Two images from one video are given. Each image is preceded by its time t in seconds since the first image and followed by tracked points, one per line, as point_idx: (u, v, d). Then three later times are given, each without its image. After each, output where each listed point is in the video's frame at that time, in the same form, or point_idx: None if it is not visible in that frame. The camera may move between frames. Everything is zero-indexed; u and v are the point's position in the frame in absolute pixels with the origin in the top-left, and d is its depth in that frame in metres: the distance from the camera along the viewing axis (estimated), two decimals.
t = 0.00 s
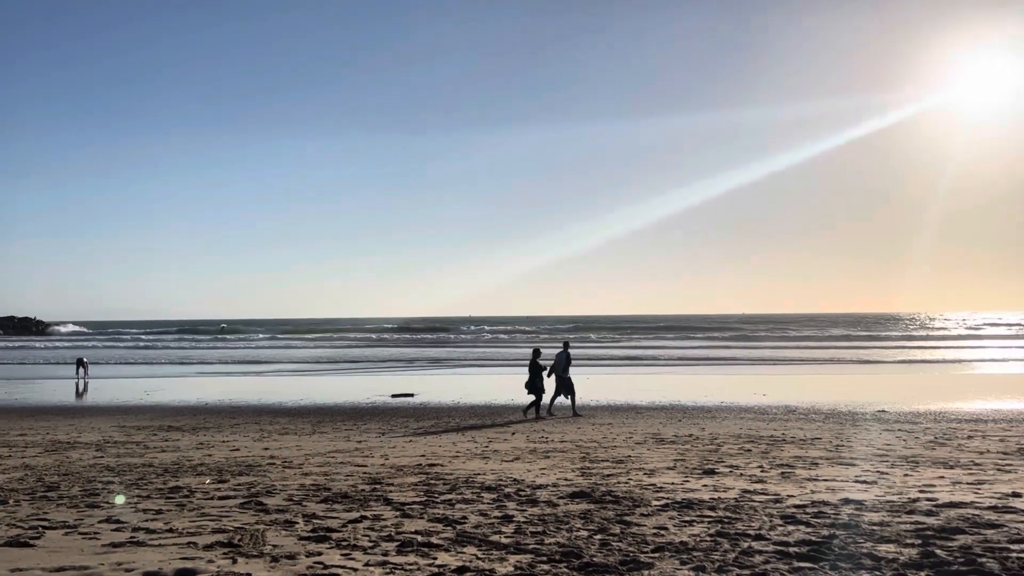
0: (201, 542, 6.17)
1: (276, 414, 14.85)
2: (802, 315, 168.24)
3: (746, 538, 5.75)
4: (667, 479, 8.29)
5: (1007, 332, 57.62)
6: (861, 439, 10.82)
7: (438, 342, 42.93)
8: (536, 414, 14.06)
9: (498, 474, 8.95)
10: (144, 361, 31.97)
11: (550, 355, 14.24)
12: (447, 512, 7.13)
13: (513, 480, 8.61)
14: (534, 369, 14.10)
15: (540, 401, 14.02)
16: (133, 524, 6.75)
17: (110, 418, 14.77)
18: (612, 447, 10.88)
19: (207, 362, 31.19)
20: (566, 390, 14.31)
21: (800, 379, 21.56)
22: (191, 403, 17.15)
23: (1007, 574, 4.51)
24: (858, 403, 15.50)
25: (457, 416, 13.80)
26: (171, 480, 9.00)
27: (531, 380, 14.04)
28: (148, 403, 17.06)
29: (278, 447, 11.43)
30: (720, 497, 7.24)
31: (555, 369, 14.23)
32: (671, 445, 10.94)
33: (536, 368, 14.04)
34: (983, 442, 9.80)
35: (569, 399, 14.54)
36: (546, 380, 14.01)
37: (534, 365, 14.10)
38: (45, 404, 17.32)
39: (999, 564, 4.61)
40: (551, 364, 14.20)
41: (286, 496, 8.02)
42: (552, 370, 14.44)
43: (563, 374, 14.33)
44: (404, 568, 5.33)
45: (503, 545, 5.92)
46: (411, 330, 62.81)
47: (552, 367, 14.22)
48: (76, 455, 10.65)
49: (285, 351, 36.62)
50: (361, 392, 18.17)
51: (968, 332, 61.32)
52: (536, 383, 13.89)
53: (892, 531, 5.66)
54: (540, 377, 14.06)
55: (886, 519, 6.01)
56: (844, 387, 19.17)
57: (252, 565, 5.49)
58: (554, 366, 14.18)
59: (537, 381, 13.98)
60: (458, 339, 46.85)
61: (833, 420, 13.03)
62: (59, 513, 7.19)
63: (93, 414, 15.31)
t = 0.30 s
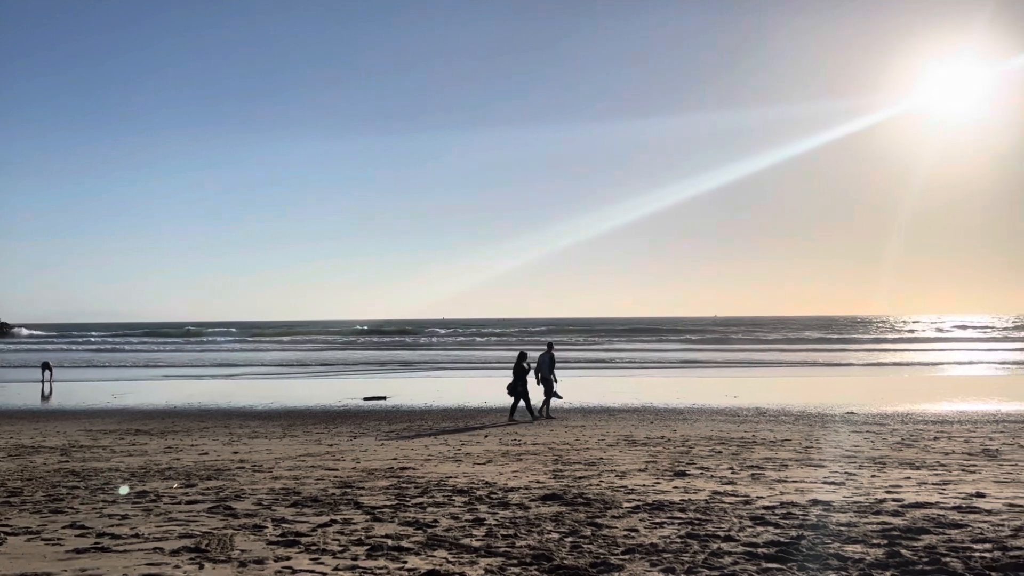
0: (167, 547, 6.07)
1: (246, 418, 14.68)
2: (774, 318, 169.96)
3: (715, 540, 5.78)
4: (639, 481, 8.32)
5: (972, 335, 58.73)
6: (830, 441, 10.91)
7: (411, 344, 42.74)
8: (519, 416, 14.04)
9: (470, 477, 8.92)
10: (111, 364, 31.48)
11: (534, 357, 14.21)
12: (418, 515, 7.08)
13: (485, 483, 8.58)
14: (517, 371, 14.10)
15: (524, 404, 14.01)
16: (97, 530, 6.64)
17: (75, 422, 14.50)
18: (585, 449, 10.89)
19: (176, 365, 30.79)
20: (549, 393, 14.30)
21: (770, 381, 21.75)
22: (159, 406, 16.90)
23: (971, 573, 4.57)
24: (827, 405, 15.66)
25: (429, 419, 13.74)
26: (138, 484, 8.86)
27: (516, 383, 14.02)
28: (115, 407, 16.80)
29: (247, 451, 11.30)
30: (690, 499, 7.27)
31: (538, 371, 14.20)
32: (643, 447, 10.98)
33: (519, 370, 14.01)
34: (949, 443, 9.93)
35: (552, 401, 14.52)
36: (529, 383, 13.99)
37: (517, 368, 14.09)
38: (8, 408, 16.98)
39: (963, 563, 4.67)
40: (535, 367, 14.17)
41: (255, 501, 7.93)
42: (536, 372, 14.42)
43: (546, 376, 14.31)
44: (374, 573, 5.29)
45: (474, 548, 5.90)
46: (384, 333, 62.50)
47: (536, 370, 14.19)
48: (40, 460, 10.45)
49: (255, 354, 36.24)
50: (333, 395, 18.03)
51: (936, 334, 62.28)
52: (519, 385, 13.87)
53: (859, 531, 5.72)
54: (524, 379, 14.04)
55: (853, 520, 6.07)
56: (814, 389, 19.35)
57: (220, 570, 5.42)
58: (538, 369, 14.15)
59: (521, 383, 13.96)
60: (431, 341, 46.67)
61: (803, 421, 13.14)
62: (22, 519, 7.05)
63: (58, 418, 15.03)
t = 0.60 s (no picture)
0: (136, 552, 5.99)
1: (218, 421, 14.54)
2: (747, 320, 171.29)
3: (687, 541, 5.81)
4: (613, 483, 8.34)
5: (940, 337, 59.61)
6: (801, 442, 11.02)
7: (386, 347, 42.60)
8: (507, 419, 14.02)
9: (444, 480, 8.89)
10: (80, 367, 31.03)
11: (522, 360, 14.21)
12: (391, 519, 7.05)
13: (459, 485, 8.57)
14: (506, 374, 14.07)
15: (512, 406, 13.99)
16: (63, 535, 6.54)
17: (42, 425, 14.28)
18: (559, 451, 10.90)
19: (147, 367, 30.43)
20: (535, 395, 14.30)
21: (743, 383, 21.93)
22: (129, 410, 16.69)
23: (937, 572, 4.62)
24: (799, 406, 15.81)
25: (404, 422, 13.70)
26: (107, 489, 8.73)
27: (504, 385, 13.99)
28: (84, 410, 16.56)
29: (219, 455, 11.19)
30: (664, 500, 7.30)
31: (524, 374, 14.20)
32: (617, 449, 11.02)
33: (508, 372, 14.00)
34: (918, 444, 10.05)
35: (537, 403, 14.53)
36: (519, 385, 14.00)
37: (506, 370, 14.07)
38: None
39: (930, 562, 4.73)
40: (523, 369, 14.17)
41: (226, 505, 7.85)
42: (522, 374, 14.41)
43: (532, 378, 14.31)
44: None
45: (447, 551, 5.88)
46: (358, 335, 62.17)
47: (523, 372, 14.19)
48: (6, 464, 10.28)
49: (228, 357, 35.89)
50: (306, 398, 17.91)
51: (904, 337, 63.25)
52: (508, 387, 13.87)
53: (829, 531, 5.78)
54: (513, 381, 14.04)
55: (823, 520, 6.13)
56: (786, 391, 19.53)
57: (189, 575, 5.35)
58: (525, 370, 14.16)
59: (510, 386, 13.95)
60: (406, 343, 46.51)
61: (775, 423, 13.25)
62: None
63: (25, 422, 14.79)
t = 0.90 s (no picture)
0: (104, 558, 5.91)
1: (191, 425, 14.36)
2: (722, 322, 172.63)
3: (661, 542, 5.83)
4: (588, 485, 8.35)
5: (910, 340, 60.49)
6: (775, 443, 11.10)
7: (362, 350, 42.39)
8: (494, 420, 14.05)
9: (420, 483, 8.85)
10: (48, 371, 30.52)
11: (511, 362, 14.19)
12: (365, 522, 7.00)
13: (434, 488, 8.53)
14: (494, 375, 14.06)
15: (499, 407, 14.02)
16: (30, 541, 6.42)
17: (10, 430, 14.03)
18: (535, 454, 10.89)
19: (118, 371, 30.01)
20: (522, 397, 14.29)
21: (718, 385, 22.08)
22: (99, 413, 16.45)
23: (907, 571, 4.67)
24: (773, 408, 15.94)
25: (379, 425, 13.62)
26: (75, 494, 8.59)
27: (493, 386, 14.01)
28: (53, 414, 16.30)
29: (192, 459, 11.07)
30: (638, 502, 7.32)
31: (512, 376, 14.18)
32: (593, 450, 11.04)
33: (496, 374, 13.99)
34: (889, 445, 10.18)
35: (524, 405, 14.53)
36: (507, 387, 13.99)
37: (494, 371, 14.07)
38: None
39: (900, 562, 4.77)
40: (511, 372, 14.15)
41: (197, 509, 7.77)
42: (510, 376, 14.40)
43: (519, 380, 14.29)
44: None
45: (421, 555, 5.85)
46: (334, 338, 61.76)
47: (511, 374, 14.17)
48: None
49: (201, 360, 35.52)
50: (280, 401, 17.76)
51: (877, 339, 63.92)
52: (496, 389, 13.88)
53: (800, 532, 5.82)
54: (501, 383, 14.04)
55: (795, 521, 6.17)
56: (761, 393, 19.69)
57: None
58: (513, 373, 14.14)
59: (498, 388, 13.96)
60: (382, 346, 46.31)
61: (749, 424, 13.34)
62: None
63: None
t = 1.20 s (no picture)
0: (72, 566, 5.81)
1: (162, 430, 14.18)
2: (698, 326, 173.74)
3: (636, 545, 5.84)
4: (564, 488, 8.35)
5: (881, 343, 60.91)
6: (749, 446, 11.17)
7: (338, 354, 42.12)
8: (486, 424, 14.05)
9: (395, 488, 8.80)
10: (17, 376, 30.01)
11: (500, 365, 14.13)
12: (339, 528, 6.95)
13: (409, 493, 8.49)
14: (484, 379, 14.02)
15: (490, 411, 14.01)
16: None
17: None
18: (511, 457, 10.88)
19: (89, 376, 29.59)
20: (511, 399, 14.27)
21: (693, 388, 22.19)
22: (69, 419, 16.19)
23: (877, 571, 4.71)
24: (746, 411, 16.05)
25: (354, 430, 13.53)
26: (43, 501, 8.45)
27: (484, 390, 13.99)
28: (21, 420, 16.03)
29: (163, 464, 10.94)
30: (613, 505, 7.33)
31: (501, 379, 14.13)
32: (569, 454, 11.04)
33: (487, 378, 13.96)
34: (861, 447, 10.29)
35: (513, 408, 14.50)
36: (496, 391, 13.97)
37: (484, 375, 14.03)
38: None
39: (870, 563, 4.82)
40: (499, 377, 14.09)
41: (168, 515, 7.67)
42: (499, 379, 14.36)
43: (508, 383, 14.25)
44: None
45: (394, 560, 5.81)
46: (308, 342, 61.32)
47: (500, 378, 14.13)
48: None
49: (173, 365, 35.12)
50: (254, 406, 17.60)
51: (849, 343, 64.56)
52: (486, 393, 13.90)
53: (773, 534, 5.85)
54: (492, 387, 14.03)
55: (768, 523, 6.20)
56: (735, 396, 19.82)
57: None
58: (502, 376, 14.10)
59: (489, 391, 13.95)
60: (358, 350, 46.08)
61: (724, 427, 13.42)
62: None
63: None
